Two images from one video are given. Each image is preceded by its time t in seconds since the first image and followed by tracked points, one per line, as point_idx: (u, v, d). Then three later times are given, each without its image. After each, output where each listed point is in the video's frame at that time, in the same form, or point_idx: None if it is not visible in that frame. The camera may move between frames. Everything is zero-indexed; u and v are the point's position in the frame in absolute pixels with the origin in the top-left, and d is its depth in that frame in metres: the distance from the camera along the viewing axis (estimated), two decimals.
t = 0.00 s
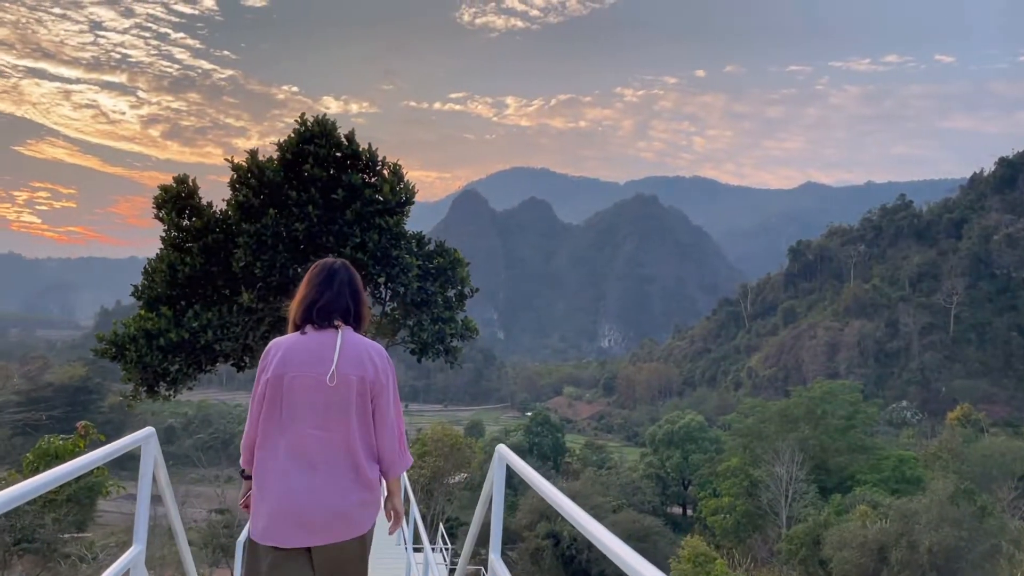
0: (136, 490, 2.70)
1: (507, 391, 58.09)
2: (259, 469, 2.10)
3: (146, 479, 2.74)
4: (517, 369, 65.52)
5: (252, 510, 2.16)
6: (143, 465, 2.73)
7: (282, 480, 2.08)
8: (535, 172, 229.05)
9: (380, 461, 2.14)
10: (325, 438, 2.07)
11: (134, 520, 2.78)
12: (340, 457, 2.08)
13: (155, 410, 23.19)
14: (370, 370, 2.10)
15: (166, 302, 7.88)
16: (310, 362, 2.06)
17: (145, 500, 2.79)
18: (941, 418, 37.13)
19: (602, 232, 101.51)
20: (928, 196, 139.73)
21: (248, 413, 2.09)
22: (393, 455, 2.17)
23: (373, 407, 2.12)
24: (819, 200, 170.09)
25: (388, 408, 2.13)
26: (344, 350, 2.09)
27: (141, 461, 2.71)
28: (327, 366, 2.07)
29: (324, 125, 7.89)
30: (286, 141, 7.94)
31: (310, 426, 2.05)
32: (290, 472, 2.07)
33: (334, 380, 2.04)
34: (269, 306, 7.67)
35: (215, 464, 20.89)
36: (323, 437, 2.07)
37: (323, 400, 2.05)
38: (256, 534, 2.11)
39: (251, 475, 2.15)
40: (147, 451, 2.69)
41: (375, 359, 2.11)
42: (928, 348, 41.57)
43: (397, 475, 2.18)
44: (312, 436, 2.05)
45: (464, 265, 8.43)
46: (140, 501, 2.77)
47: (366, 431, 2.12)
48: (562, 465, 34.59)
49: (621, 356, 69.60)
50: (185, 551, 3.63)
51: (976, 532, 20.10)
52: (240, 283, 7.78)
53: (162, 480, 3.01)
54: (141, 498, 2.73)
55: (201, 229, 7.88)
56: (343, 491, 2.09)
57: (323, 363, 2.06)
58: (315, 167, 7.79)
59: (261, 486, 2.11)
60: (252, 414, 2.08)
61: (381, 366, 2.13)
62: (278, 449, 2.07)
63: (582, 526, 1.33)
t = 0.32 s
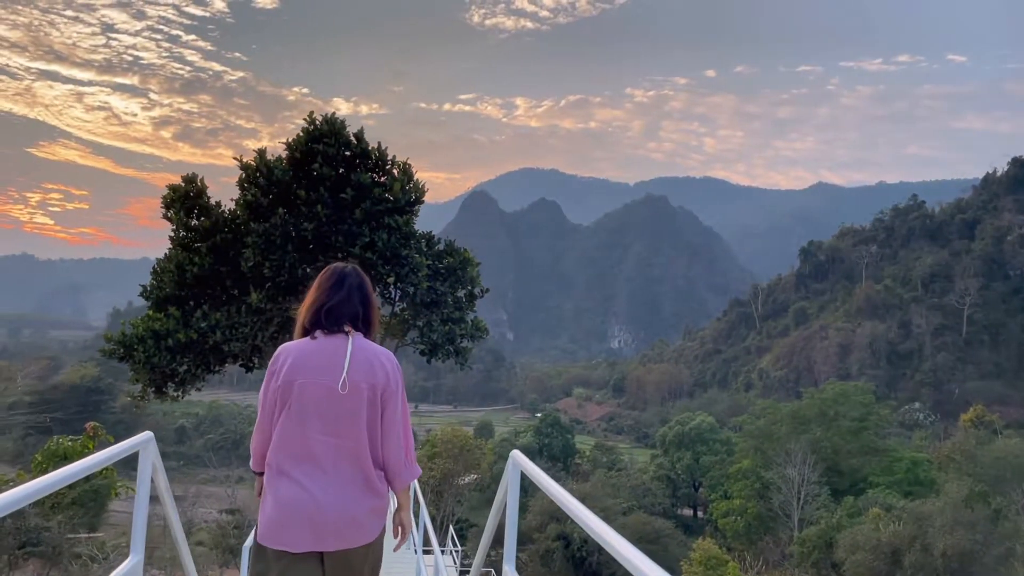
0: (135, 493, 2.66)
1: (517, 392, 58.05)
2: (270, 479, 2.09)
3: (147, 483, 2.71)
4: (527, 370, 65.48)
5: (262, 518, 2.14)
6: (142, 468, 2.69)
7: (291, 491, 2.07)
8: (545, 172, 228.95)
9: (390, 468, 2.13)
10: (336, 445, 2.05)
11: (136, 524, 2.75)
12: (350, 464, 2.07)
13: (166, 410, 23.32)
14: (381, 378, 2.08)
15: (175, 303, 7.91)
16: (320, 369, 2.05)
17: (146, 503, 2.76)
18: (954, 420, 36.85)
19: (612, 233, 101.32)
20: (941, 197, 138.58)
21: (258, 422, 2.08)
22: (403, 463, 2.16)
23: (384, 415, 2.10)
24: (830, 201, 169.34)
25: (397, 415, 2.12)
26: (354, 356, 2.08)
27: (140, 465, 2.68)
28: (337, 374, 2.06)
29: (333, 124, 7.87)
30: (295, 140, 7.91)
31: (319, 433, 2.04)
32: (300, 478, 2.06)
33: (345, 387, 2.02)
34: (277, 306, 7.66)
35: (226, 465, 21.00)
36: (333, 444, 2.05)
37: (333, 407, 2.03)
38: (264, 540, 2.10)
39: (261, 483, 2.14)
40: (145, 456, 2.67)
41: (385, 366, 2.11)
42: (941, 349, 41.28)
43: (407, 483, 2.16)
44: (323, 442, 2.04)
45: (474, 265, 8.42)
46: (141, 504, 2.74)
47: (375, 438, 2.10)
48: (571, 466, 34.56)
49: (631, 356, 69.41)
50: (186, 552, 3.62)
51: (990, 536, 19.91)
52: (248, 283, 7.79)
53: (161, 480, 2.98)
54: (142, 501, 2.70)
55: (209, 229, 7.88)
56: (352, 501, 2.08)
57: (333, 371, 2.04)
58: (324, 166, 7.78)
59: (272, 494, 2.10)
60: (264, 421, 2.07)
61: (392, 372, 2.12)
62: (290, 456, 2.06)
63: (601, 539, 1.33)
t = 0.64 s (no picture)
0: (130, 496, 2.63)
1: (524, 392, 58.01)
2: (278, 485, 2.09)
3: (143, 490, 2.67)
4: (534, 370, 65.55)
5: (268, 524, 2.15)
6: (135, 474, 2.65)
7: (298, 496, 2.06)
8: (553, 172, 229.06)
9: (397, 474, 2.12)
10: (345, 452, 2.05)
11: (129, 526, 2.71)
12: (358, 469, 2.07)
13: (175, 409, 23.47)
14: (391, 386, 2.08)
15: (181, 303, 7.92)
16: (328, 375, 2.04)
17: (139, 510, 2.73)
18: (962, 421, 36.65)
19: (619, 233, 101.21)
20: (950, 198, 137.79)
21: (265, 431, 2.08)
22: (411, 471, 2.15)
23: (393, 420, 2.10)
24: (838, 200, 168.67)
25: (405, 421, 2.13)
26: (364, 362, 2.07)
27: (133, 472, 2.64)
28: (347, 380, 2.05)
29: (339, 123, 7.86)
30: (301, 138, 7.91)
31: (327, 440, 2.04)
32: (307, 484, 2.06)
33: (354, 394, 2.02)
34: (283, 307, 7.68)
35: (233, 464, 21.15)
36: (343, 451, 2.04)
37: (342, 414, 2.03)
38: (269, 543, 2.09)
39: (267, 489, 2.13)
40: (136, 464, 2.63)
41: (394, 372, 2.10)
42: (950, 349, 41.06)
43: (414, 492, 2.17)
44: (333, 449, 2.04)
45: (481, 265, 8.40)
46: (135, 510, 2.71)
47: (382, 442, 2.10)
48: (578, 467, 34.57)
49: (638, 357, 69.30)
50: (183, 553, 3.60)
51: (1001, 537, 19.75)
52: (254, 283, 7.80)
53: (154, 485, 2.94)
54: (136, 505, 2.67)
55: (215, 228, 7.89)
56: (361, 506, 2.08)
57: (342, 377, 2.04)
58: (331, 165, 7.77)
59: (278, 496, 2.10)
60: (272, 425, 2.06)
61: (401, 379, 2.11)
62: (297, 465, 2.05)
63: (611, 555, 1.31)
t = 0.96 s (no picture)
0: (125, 507, 2.56)
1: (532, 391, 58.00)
2: (289, 487, 2.07)
3: (138, 504, 2.60)
4: (542, 369, 65.46)
5: (279, 526, 2.12)
6: (131, 488, 2.57)
7: (310, 496, 2.05)
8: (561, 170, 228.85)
9: (411, 472, 2.12)
10: (357, 451, 2.03)
11: (125, 538, 2.64)
12: (372, 469, 2.05)
13: (184, 408, 23.63)
14: (403, 383, 2.06)
15: (187, 302, 7.93)
16: (339, 372, 2.01)
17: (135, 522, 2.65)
18: (973, 421, 36.43)
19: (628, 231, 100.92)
20: (960, 196, 136.80)
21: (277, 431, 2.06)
22: (424, 471, 2.14)
23: (405, 417, 2.09)
24: (848, 199, 167.80)
25: (419, 420, 2.11)
26: (378, 358, 2.05)
27: (129, 485, 2.56)
28: (360, 377, 2.03)
29: (347, 120, 7.86)
30: (309, 136, 7.91)
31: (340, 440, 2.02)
32: (319, 484, 2.04)
33: (368, 392, 2.00)
34: (291, 306, 7.68)
35: (242, 462, 21.26)
36: (356, 452, 2.03)
37: (355, 410, 2.01)
38: (282, 542, 2.07)
39: (277, 490, 2.10)
40: (135, 475, 2.57)
41: (408, 370, 2.09)
42: (960, 349, 40.81)
43: (427, 493, 2.15)
44: (345, 448, 2.02)
45: (490, 264, 8.38)
46: (131, 522, 2.63)
47: (395, 440, 2.09)
48: (587, 466, 34.52)
49: (647, 356, 69.14)
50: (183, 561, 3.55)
51: (1014, 539, 19.54)
52: (261, 282, 7.81)
53: (152, 498, 2.87)
54: (132, 515, 2.59)
55: (222, 226, 7.89)
56: (374, 506, 2.06)
57: (356, 373, 2.02)
58: (339, 163, 7.78)
59: (290, 498, 2.07)
60: (282, 424, 2.04)
61: (413, 377, 2.10)
62: (308, 464, 2.04)
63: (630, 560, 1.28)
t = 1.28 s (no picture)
0: (120, 512, 2.54)
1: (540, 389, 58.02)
2: (300, 484, 2.06)
3: (134, 503, 2.57)
4: (550, 366, 65.51)
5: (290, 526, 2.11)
6: (126, 490, 2.54)
7: (321, 494, 2.04)
8: (570, 167, 228.69)
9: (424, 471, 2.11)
10: (370, 446, 2.02)
11: (120, 540, 2.60)
12: (385, 464, 2.04)
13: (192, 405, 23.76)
14: (417, 378, 2.06)
15: (194, 300, 7.94)
16: (354, 367, 2.00)
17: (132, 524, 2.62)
18: (983, 419, 36.21)
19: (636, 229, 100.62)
20: (970, 192, 135.92)
21: (287, 430, 2.04)
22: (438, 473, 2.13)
23: (418, 413, 2.08)
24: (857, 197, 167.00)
25: (433, 419, 2.09)
26: (390, 355, 2.04)
27: (125, 487, 2.53)
28: (375, 372, 2.02)
29: (355, 116, 7.85)
30: (316, 132, 7.89)
31: (354, 437, 2.01)
32: (329, 481, 2.02)
33: (384, 386, 1.99)
34: (298, 303, 7.68)
35: (250, 460, 21.36)
36: (371, 448, 2.02)
37: (370, 406, 2.00)
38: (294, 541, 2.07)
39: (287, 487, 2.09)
40: (128, 479, 2.53)
41: (421, 365, 2.07)
42: (970, 347, 40.56)
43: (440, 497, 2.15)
44: (358, 443, 2.01)
45: (499, 260, 8.35)
46: (127, 524, 2.59)
47: (409, 437, 2.08)
48: (595, 464, 34.49)
49: (655, 354, 69.04)
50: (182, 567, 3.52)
51: None
52: (268, 280, 7.80)
53: (148, 503, 2.83)
54: (128, 520, 2.57)
55: (228, 223, 7.89)
56: (386, 507, 2.05)
57: (370, 369, 2.01)
58: (347, 159, 7.76)
59: (302, 495, 2.06)
60: (292, 420, 2.01)
61: (427, 372, 2.09)
62: (320, 460, 2.03)
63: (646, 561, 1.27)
